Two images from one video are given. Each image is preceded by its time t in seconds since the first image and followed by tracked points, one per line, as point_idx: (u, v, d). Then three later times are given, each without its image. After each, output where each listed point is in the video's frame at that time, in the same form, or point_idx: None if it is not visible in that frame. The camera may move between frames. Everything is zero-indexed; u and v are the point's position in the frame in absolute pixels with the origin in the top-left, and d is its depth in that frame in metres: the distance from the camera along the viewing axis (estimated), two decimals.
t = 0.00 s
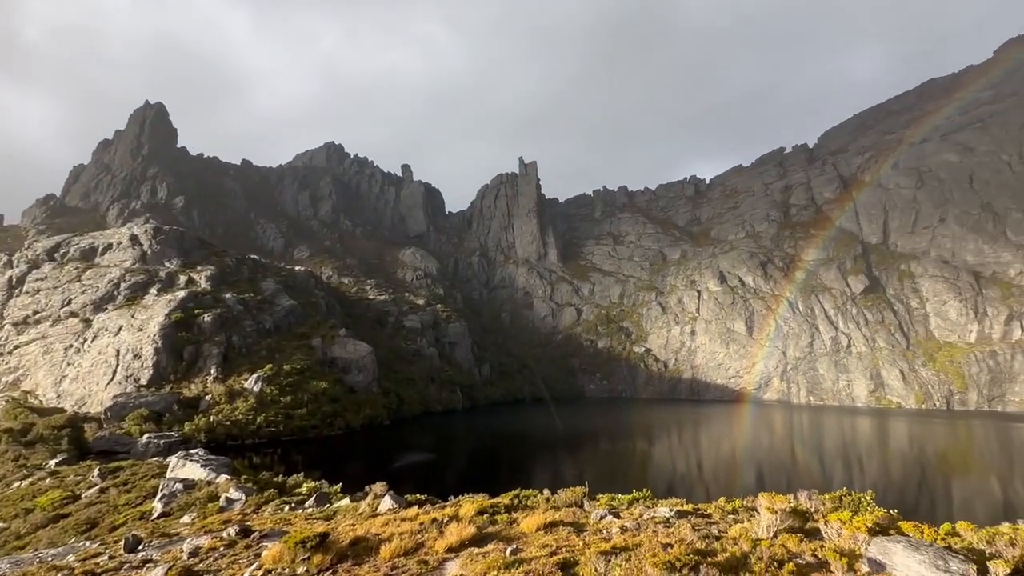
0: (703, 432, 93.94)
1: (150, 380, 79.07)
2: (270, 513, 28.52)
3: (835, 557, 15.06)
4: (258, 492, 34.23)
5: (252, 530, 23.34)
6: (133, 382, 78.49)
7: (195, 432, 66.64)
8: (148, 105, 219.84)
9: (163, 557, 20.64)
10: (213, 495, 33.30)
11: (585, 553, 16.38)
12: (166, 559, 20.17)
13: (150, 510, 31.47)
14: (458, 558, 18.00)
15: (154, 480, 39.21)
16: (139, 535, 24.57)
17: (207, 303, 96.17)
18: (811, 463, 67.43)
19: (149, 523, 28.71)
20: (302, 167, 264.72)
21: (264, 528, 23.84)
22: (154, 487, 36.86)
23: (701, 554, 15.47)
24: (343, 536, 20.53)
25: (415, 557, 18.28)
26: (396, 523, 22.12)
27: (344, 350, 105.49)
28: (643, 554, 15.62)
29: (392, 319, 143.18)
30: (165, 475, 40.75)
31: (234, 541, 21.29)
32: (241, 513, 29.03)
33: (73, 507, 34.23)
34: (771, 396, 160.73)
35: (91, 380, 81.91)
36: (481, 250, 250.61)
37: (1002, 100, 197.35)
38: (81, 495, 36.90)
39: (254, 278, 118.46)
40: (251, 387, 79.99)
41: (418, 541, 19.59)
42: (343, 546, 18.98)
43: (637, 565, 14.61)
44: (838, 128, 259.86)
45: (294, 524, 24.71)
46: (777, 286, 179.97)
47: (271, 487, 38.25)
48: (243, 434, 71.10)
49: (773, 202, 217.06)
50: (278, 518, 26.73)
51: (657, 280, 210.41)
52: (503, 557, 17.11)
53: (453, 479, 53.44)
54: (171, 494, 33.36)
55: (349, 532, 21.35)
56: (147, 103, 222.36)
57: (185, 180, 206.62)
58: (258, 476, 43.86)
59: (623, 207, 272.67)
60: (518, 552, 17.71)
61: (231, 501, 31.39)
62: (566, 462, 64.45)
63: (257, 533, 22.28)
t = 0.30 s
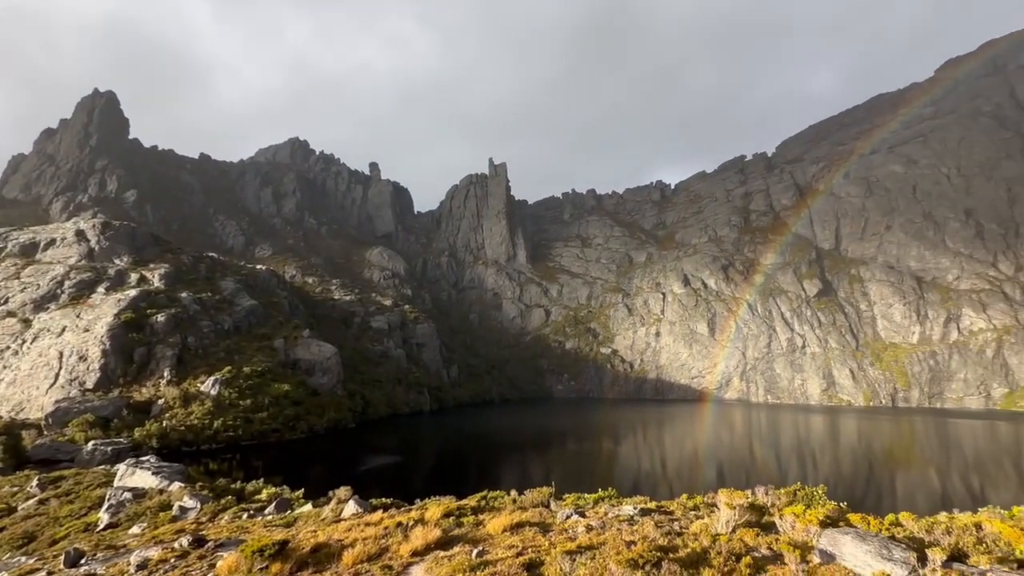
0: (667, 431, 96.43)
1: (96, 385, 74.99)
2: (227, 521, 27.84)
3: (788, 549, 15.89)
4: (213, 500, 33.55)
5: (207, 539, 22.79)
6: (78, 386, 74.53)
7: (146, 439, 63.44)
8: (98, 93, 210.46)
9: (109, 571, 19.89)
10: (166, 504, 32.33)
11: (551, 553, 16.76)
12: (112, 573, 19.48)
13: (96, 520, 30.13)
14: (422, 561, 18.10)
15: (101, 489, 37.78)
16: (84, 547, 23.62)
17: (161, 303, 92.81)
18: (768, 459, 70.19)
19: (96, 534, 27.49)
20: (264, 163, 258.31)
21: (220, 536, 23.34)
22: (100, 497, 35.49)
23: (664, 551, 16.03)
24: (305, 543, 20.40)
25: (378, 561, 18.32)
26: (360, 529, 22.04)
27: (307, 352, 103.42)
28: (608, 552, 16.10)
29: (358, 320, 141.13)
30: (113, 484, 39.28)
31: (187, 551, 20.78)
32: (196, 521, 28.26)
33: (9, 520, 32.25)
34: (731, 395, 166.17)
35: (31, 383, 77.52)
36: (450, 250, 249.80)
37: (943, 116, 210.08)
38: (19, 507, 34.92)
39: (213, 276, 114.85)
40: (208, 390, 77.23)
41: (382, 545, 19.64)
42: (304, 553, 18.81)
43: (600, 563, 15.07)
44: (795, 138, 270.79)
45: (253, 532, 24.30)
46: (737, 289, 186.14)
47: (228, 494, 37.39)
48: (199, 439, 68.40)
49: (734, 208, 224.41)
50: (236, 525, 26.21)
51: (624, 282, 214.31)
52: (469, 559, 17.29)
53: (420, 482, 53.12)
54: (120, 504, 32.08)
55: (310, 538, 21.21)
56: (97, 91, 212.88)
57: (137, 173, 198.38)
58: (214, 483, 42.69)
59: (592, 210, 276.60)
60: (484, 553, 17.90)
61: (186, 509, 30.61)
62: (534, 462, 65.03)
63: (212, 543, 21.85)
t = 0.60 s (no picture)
0: (632, 431, 98.22)
1: (37, 389, 70.51)
2: (180, 530, 26.99)
3: (747, 544, 16.53)
4: (165, 508, 32.56)
5: (159, 549, 22.08)
6: (17, 390, 70.10)
7: (91, 445, 59.41)
8: (44, 79, 199.91)
9: None
10: (114, 514, 31.13)
11: (517, 554, 17.10)
12: None
13: (35, 532, 28.68)
14: (386, 566, 18.07)
15: (42, 499, 36.10)
16: (21, 563, 22.46)
17: (111, 301, 88.80)
18: (729, 458, 72.33)
19: (35, 547, 26.14)
20: (226, 157, 250.47)
21: (173, 547, 22.66)
22: (41, 508, 33.91)
23: (628, 549, 16.51)
24: (262, 551, 20.06)
25: (340, 568, 18.16)
26: (322, 535, 21.87)
27: (269, 353, 100.82)
28: (573, 552, 16.48)
29: (322, 321, 138.38)
30: (56, 494, 37.54)
31: (137, 563, 20.13)
32: (147, 531, 27.31)
33: None
34: (694, 395, 171.04)
35: None
36: (419, 250, 247.69)
37: (891, 130, 221.96)
38: None
39: (168, 275, 110.60)
40: (162, 394, 73.88)
41: (345, 551, 19.51)
42: (262, 562, 18.51)
43: (566, 563, 15.42)
44: (756, 146, 280.50)
45: (208, 541, 23.68)
46: (701, 292, 191.38)
47: (181, 502, 36.22)
48: (151, 445, 64.96)
49: (698, 213, 230.52)
50: (191, 534, 25.48)
51: (592, 284, 217.24)
52: (434, 562, 17.39)
53: (387, 485, 52.37)
54: (62, 515, 30.65)
55: (268, 546, 20.87)
56: (43, 77, 202.20)
57: (86, 165, 188.93)
58: (166, 491, 41.19)
59: (561, 213, 279.34)
60: (449, 557, 18.03)
61: (136, 519, 29.55)
62: (502, 463, 65.33)
63: (162, 554, 21.20)
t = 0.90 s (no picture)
0: (600, 431, 99.71)
1: None
2: (130, 540, 25.91)
3: (707, 540, 16.82)
4: (114, 517, 31.43)
5: (107, 561, 21.14)
6: None
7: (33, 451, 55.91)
8: None
9: None
10: (58, 524, 29.88)
11: (484, 556, 17.15)
12: None
13: None
14: (350, 571, 17.75)
15: None
16: None
17: (58, 299, 84.56)
18: (693, 457, 74.20)
19: None
20: (186, 149, 241.91)
21: (123, 558, 21.74)
22: None
23: (594, 548, 16.70)
24: (218, 560, 19.46)
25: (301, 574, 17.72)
26: (282, 541, 21.41)
27: (230, 354, 97.97)
28: (539, 553, 16.60)
29: (287, 321, 135.15)
30: None
31: None
32: (95, 541, 26.23)
33: None
34: (660, 396, 175.33)
35: None
36: (389, 249, 244.70)
37: (847, 142, 232.39)
38: None
39: (121, 272, 106.08)
40: (112, 396, 70.52)
41: (307, 556, 19.15)
42: (218, 570, 17.94)
43: (532, 564, 15.52)
44: (721, 154, 288.80)
45: (160, 550, 22.75)
46: (668, 295, 195.69)
47: (132, 510, 34.95)
48: (100, 451, 61.66)
49: (666, 218, 235.56)
50: (143, 543, 24.57)
51: (563, 286, 219.35)
52: (400, 566, 17.24)
53: (353, 489, 51.53)
54: None
55: (225, 554, 20.29)
56: None
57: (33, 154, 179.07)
58: (115, 499, 39.63)
59: (533, 215, 281.13)
60: (414, 560, 17.87)
61: (82, 529, 28.39)
62: (471, 464, 65.43)
63: (108, 565, 20.28)
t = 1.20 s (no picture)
0: (571, 431, 100.71)
1: None
2: (81, 549, 24.87)
3: (673, 539, 17.12)
4: (63, 525, 30.25)
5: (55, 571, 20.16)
6: None
7: None
8: None
9: None
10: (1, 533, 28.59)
11: (452, 558, 17.10)
12: None
13: None
14: None
15: None
16: None
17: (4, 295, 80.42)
18: (661, 457, 75.95)
19: None
20: (147, 141, 233.30)
21: (72, 568, 20.76)
22: None
23: (563, 549, 16.83)
24: (175, 568, 18.78)
25: None
26: (244, 548, 20.76)
27: (191, 354, 94.95)
28: (508, 554, 16.63)
29: (253, 320, 131.79)
30: None
31: None
32: (42, 551, 25.20)
33: None
34: (631, 397, 178.24)
35: None
36: (360, 248, 241.36)
37: (810, 152, 240.91)
38: None
39: (75, 267, 101.65)
40: (62, 398, 67.38)
41: (270, 562, 18.58)
42: None
43: (502, 565, 15.58)
44: (691, 160, 295.36)
45: (112, 560, 21.72)
46: (638, 297, 198.94)
47: (83, 518, 33.65)
48: (47, 455, 58.64)
49: (638, 222, 239.38)
50: (96, 553, 23.61)
51: (536, 288, 220.51)
52: (367, 571, 16.89)
53: (319, 493, 50.66)
54: None
55: (184, 562, 19.64)
56: None
57: None
58: (65, 506, 38.02)
59: (507, 216, 281.68)
60: (382, 564, 17.53)
61: (27, 538, 27.24)
62: (442, 466, 65.21)
63: None
